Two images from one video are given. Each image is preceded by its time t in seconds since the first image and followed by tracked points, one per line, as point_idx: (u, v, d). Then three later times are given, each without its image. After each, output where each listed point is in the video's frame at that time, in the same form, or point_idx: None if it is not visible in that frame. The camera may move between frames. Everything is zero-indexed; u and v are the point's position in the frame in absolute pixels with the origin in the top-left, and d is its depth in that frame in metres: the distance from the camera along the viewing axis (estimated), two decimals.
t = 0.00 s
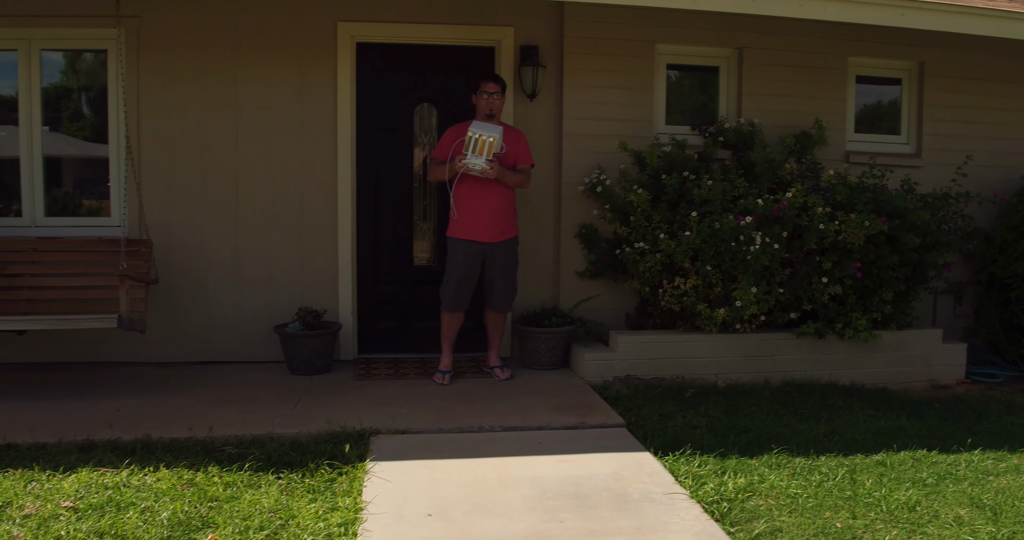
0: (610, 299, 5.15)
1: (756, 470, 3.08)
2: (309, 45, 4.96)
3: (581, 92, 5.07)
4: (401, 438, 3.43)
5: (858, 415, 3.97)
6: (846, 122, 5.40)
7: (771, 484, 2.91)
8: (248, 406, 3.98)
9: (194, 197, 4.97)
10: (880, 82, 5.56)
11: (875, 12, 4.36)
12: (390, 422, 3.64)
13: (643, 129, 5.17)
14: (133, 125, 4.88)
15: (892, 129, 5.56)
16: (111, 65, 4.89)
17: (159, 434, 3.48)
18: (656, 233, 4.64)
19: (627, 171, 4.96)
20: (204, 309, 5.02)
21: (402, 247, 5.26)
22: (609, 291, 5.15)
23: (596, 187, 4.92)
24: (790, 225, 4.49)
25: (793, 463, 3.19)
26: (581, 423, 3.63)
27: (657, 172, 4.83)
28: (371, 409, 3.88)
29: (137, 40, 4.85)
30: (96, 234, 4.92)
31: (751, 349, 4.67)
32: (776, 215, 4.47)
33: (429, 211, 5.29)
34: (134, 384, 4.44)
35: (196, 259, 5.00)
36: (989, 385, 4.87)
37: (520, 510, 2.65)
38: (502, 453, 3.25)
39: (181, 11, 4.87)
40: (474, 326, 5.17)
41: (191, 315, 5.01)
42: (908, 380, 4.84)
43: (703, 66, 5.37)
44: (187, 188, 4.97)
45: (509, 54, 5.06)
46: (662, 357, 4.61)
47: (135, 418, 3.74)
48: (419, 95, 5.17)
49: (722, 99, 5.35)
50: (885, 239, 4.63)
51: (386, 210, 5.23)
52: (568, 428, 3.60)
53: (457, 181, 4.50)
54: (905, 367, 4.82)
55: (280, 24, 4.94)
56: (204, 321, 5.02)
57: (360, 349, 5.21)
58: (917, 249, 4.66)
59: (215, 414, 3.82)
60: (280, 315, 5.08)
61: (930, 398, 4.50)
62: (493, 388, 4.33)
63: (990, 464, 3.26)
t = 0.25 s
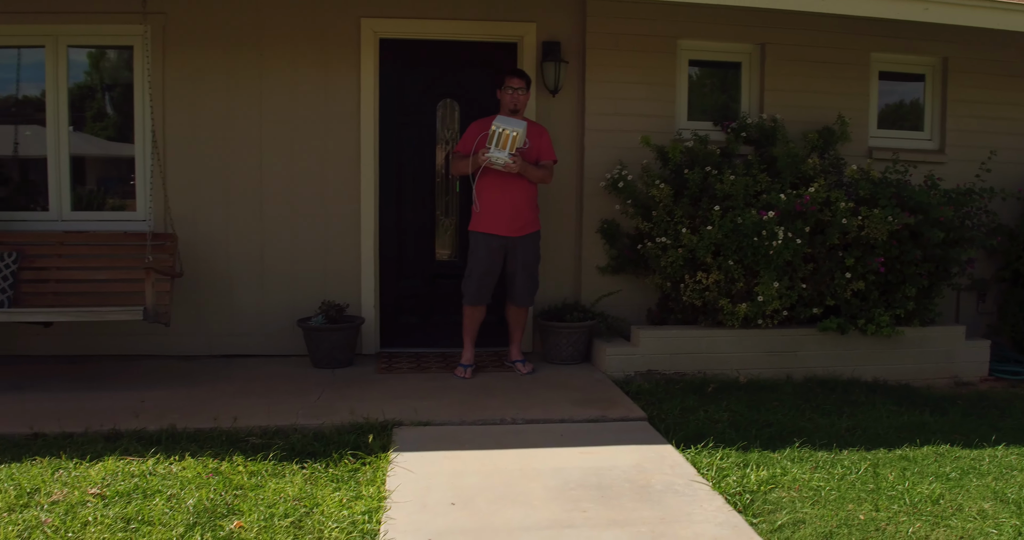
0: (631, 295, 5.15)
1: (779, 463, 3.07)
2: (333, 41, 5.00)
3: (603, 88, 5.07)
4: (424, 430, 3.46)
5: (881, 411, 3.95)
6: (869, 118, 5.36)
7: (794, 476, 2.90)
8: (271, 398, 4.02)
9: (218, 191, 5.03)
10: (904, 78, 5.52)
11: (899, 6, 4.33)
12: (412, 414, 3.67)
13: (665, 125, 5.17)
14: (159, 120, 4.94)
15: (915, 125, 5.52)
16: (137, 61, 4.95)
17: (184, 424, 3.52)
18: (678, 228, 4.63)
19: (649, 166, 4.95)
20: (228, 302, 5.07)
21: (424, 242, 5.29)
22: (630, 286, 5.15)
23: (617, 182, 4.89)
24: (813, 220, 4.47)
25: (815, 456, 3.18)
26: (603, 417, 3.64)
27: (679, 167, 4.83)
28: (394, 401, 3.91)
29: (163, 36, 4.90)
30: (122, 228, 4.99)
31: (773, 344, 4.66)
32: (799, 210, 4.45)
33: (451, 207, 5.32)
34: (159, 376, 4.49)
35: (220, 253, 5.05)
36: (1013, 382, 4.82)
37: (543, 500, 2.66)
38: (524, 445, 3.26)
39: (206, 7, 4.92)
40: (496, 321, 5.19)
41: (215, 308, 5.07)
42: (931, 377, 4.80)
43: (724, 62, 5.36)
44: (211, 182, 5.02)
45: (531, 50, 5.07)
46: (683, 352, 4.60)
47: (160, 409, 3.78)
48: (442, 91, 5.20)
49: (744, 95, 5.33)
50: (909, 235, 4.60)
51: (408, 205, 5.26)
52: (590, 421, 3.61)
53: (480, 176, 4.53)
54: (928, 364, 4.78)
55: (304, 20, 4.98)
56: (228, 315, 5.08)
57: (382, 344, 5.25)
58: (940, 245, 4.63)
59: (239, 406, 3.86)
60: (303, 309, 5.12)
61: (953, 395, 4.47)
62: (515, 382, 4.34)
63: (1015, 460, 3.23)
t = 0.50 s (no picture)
0: (646, 292, 5.16)
1: (791, 458, 3.07)
2: (350, 39, 5.05)
3: (619, 85, 5.08)
4: (438, 424, 3.49)
5: (895, 408, 3.94)
6: (885, 115, 5.33)
7: (806, 472, 2.90)
8: (288, 392, 4.07)
9: (237, 187, 5.09)
10: (921, 75, 5.48)
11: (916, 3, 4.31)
12: (427, 408, 3.70)
13: (680, 122, 5.17)
14: (179, 117, 5.01)
15: (933, 122, 5.48)
16: (157, 59, 5.02)
17: (201, 417, 3.58)
18: (693, 224, 4.64)
19: (664, 163, 4.96)
20: (246, 298, 5.14)
21: (441, 239, 5.33)
22: (645, 283, 5.15)
23: (633, 178, 4.90)
24: (828, 216, 4.45)
25: (828, 452, 3.18)
26: (616, 412, 3.66)
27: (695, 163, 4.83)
28: (409, 396, 3.95)
29: (183, 35, 4.97)
30: (142, 224, 5.06)
31: (787, 341, 4.65)
32: (814, 207, 4.44)
33: (467, 203, 5.35)
34: (177, 370, 4.56)
35: (239, 248, 5.12)
36: None
37: (555, 492, 2.68)
38: (538, 439, 3.29)
39: (225, 6, 4.99)
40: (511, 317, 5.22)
41: (234, 303, 5.13)
42: (946, 375, 4.78)
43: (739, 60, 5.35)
44: (230, 179, 5.09)
45: (547, 47, 5.09)
46: (698, 348, 4.61)
47: (179, 402, 3.84)
48: (458, 88, 5.24)
49: (760, 92, 5.32)
50: (925, 232, 4.58)
51: (424, 201, 5.30)
52: (603, 416, 3.63)
53: (496, 173, 4.56)
54: (944, 362, 4.76)
55: (322, 19, 5.03)
56: (246, 310, 5.14)
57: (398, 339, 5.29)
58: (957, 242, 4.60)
59: (256, 399, 3.91)
60: (320, 304, 5.17)
61: (969, 393, 4.44)
62: (529, 378, 4.37)
63: None
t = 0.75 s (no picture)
0: (651, 296, 5.17)
1: (789, 465, 3.08)
2: (357, 45, 5.09)
3: (624, 90, 5.10)
4: (440, 428, 3.52)
5: (898, 414, 3.93)
6: (892, 119, 5.32)
7: (803, 478, 2.91)
8: (293, 395, 4.11)
9: (245, 192, 5.15)
10: (928, 79, 5.46)
11: (921, 8, 4.30)
12: (429, 412, 3.74)
13: (686, 126, 5.18)
14: (188, 122, 5.08)
15: (940, 126, 5.46)
16: (167, 65, 5.09)
17: (206, 420, 3.63)
18: (697, 230, 4.65)
19: (669, 167, 4.97)
20: (254, 301, 5.19)
21: (447, 243, 5.37)
22: (650, 288, 5.17)
23: (638, 183, 4.93)
24: (833, 222, 4.44)
25: (827, 459, 3.19)
26: (618, 416, 3.68)
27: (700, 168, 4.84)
28: (413, 399, 3.98)
29: (192, 41, 5.04)
30: (152, 227, 5.13)
31: (791, 346, 4.65)
32: (818, 212, 4.43)
33: (473, 207, 5.38)
34: (185, 373, 4.62)
35: (246, 251, 5.17)
36: None
37: (552, 497, 2.71)
38: (538, 444, 3.31)
39: (234, 13, 5.05)
40: (517, 320, 5.24)
41: (242, 306, 5.19)
42: (952, 381, 4.76)
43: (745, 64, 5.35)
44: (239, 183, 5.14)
45: (553, 53, 5.12)
46: (701, 353, 4.62)
47: (185, 404, 3.90)
48: (465, 93, 5.26)
49: (766, 96, 5.32)
50: (930, 237, 4.57)
51: (430, 205, 5.34)
52: (605, 420, 3.65)
53: (501, 178, 4.58)
54: (949, 367, 4.74)
55: (329, 25, 5.08)
56: (254, 313, 5.19)
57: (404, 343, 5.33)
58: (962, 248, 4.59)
59: (261, 402, 3.96)
60: (327, 308, 5.22)
61: (974, 399, 4.43)
62: (533, 382, 4.39)
63: None
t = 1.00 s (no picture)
0: (651, 298, 5.19)
1: (782, 467, 3.10)
2: (359, 49, 5.14)
3: (624, 93, 5.12)
4: (437, 428, 3.56)
5: (895, 416, 3.94)
6: (892, 122, 5.32)
7: (795, 480, 2.93)
8: (293, 395, 4.16)
9: (248, 194, 5.20)
10: (929, 82, 5.46)
11: (920, 11, 4.30)
12: (427, 413, 3.77)
13: (686, 129, 5.20)
14: (193, 126, 5.14)
15: (941, 129, 5.46)
16: (172, 70, 5.15)
17: (207, 420, 3.68)
18: (696, 232, 4.67)
19: (668, 170, 4.99)
20: (257, 302, 5.25)
21: (448, 245, 5.40)
22: (650, 290, 5.19)
23: (638, 186, 4.96)
24: (832, 225, 4.43)
25: (820, 461, 3.20)
26: (614, 418, 3.70)
27: (699, 171, 4.86)
28: (411, 400, 4.02)
29: (196, 46, 5.10)
30: (157, 229, 5.19)
31: (790, 348, 4.66)
32: (817, 216, 4.43)
33: (474, 210, 5.41)
34: (188, 373, 4.67)
35: (250, 253, 5.23)
36: None
37: (544, 497, 2.74)
38: (533, 445, 3.34)
39: (238, 18, 5.10)
40: (518, 322, 5.28)
41: (245, 308, 5.24)
42: (951, 384, 4.76)
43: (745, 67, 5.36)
44: (242, 186, 5.20)
45: (554, 56, 5.14)
46: (700, 355, 4.64)
47: (187, 404, 3.95)
48: (466, 96, 5.30)
49: (767, 99, 5.33)
50: (929, 240, 4.57)
51: (432, 207, 5.38)
52: (601, 422, 3.68)
53: (500, 181, 4.62)
54: (948, 370, 4.74)
55: (332, 29, 5.13)
56: (257, 314, 5.25)
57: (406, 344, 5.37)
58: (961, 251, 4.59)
59: (262, 402, 4.01)
60: (329, 309, 5.27)
61: (973, 401, 4.43)
62: (531, 383, 4.43)
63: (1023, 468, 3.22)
